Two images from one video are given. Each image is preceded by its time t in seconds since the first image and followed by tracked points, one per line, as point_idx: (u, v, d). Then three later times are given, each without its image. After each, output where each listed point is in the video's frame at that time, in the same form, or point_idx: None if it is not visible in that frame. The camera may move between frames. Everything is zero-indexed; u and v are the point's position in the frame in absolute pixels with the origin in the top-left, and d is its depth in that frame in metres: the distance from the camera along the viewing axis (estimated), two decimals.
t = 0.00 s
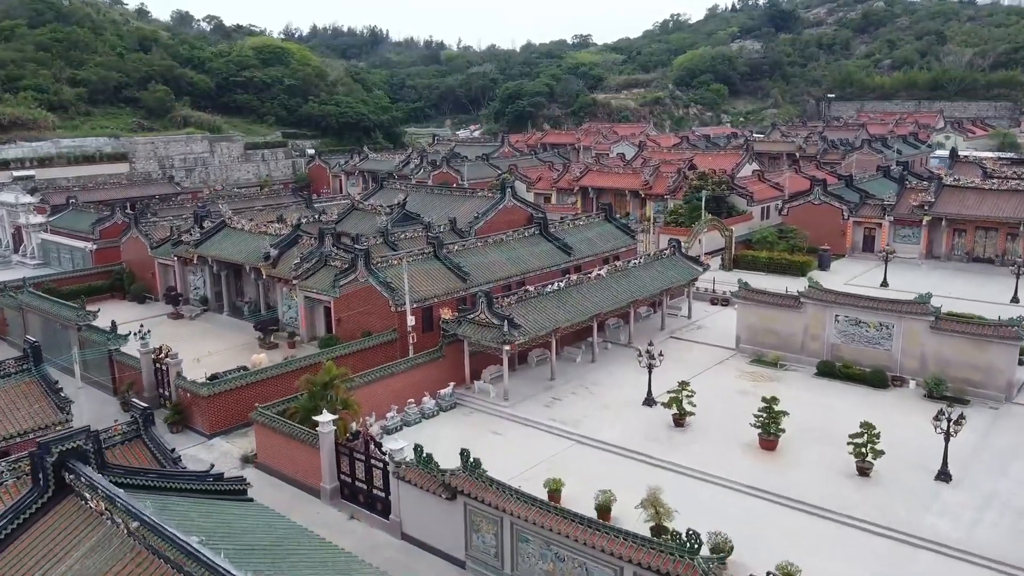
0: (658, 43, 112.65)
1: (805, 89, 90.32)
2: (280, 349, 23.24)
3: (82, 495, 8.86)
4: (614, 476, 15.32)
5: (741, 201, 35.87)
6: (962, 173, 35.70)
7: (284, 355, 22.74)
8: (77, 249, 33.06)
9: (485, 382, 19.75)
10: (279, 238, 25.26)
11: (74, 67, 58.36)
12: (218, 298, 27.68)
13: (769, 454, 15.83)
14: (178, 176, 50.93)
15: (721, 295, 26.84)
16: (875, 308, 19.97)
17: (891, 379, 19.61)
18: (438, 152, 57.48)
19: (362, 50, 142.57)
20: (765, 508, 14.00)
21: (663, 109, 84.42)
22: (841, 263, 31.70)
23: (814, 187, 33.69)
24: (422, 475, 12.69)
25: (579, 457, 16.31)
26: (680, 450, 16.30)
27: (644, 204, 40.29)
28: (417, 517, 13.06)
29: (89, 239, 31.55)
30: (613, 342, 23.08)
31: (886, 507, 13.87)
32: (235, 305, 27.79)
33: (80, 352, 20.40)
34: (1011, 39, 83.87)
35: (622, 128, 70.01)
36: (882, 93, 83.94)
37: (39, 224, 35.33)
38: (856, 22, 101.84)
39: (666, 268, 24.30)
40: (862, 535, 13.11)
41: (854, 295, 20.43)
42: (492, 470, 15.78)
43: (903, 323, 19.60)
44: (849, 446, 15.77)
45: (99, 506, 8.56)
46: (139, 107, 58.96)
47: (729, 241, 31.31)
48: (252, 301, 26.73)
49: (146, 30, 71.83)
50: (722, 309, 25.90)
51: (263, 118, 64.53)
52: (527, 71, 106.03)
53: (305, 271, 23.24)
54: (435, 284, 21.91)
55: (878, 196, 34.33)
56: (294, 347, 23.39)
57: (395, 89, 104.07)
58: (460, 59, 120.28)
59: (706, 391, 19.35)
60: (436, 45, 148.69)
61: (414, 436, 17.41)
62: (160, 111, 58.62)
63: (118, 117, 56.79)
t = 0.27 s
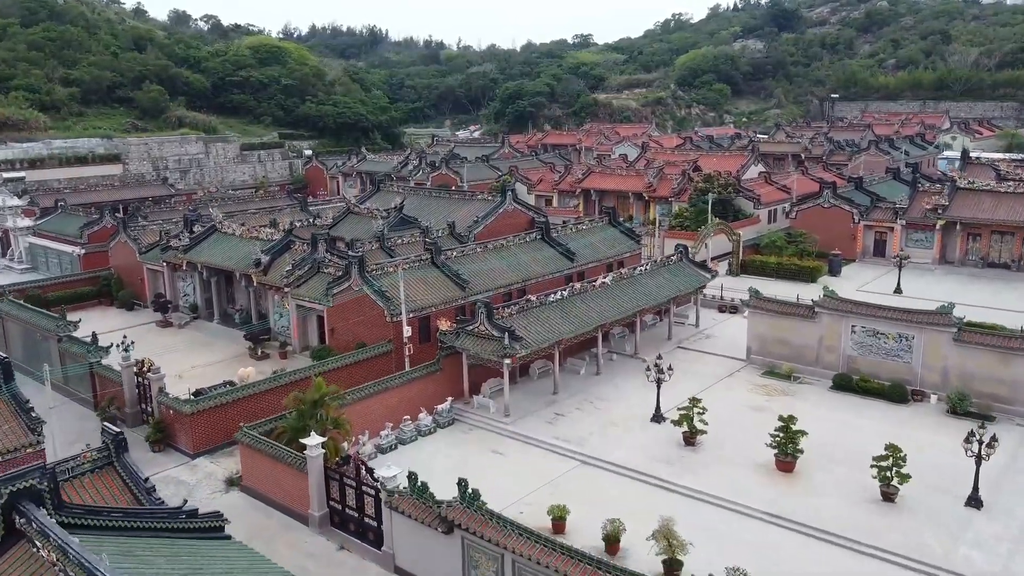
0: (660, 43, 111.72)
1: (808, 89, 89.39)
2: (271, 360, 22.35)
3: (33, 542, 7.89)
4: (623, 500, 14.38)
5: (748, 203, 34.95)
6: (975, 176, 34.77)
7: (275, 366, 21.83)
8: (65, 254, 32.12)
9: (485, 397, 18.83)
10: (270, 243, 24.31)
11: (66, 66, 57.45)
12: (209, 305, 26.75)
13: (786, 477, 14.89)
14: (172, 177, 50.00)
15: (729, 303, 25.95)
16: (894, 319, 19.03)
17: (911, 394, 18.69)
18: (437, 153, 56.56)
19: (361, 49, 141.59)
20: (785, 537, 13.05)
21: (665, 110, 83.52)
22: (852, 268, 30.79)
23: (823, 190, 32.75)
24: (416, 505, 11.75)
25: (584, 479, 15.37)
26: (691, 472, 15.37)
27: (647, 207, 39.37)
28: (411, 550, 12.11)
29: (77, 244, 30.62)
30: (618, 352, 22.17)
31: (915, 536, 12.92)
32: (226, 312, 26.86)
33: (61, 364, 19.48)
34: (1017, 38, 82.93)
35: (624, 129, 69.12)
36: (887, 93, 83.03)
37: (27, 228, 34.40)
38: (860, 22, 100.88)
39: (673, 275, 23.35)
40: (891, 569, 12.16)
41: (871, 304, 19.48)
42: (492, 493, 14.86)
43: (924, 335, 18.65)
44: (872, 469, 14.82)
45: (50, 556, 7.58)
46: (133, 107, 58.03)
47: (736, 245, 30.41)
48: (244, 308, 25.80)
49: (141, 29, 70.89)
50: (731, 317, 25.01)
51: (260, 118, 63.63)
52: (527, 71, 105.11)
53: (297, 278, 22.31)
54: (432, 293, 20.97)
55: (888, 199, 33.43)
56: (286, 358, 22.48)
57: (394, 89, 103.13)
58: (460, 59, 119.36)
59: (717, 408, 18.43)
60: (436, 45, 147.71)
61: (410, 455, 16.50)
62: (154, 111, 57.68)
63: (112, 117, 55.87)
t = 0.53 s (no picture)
0: (661, 43, 110.81)
1: (812, 88, 88.45)
2: (262, 372, 21.43)
3: None
4: (632, 529, 13.46)
5: (755, 206, 34.03)
6: (989, 178, 33.86)
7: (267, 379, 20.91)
8: (52, 258, 31.14)
9: (485, 412, 17.91)
10: (261, 248, 23.36)
11: (59, 66, 56.50)
12: (198, 313, 25.81)
13: (806, 503, 13.97)
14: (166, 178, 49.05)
15: (738, 311, 25.06)
16: (915, 330, 18.08)
17: (933, 409, 17.76)
18: (436, 154, 55.61)
19: (360, 49, 140.62)
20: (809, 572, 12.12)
21: (667, 110, 82.61)
22: (864, 274, 29.88)
23: (833, 193, 31.80)
24: (411, 540, 10.82)
25: (591, 503, 14.45)
26: (705, 495, 14.46)
27: (651, 209, 38.47)
28: None
29: (64, 248, 29.65)
30: (624, 364, 21.25)
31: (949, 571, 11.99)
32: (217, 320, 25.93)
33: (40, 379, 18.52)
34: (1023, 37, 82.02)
35: (626, 129, 68.20)
36: (891, 92, 82.14)
37: (14, 231, 33.44)
38: (863, 21, 99.95)
39: (681, 282, 22.40)
40: None
41: (891, 315, 18.54)
42: (493, 517, 13.95)
43: (946, 348, 17.72)
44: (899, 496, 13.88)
45: None
46: (127, 107, 57.06)
47: (745, 249, 29.48)
48: (234, 316, 24.87)
49: (136, 28, 69.91)
50: (741, 326, 24.11)
51: (257, 118, 62.72)
52: (528, 70, 104.16)
53: (289, 286, 21.39)
54: (429, 302, 20.05)
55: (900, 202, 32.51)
56: (278, 369, 21.54)
57: (393, 88, 102.17)
58: (460, 58, 118.44)
59: (730, 425, 17.52)
60: (436, 45, 146.77)
61: (407, 475, 15.61)
62: (149, 111, 56.72)
63: (106, 117, 54.91)
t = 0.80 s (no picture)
0: (663, 42, 109.87)
1: (816, 88, 87.52)
2: (253, 385, 20.50)
3: None
4: (644, 561, 12.50)
5: (762, 209, 33.11)
6: (1003, 180, 32.93)
7: (256, 392, 19.99)
8: (39, 263, 30.19)
9: (485, 430, 16.98)
10: (251, 255, 22.41)
11: (52, 65, 55.57)
12: (187, 321, 24.89)
13: (830, 533, 13.02)
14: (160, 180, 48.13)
15: (748, 320, 24.16)
16: (939, 343, 17.11)
17: (958, 427, 16.82)
18: (435, 155, 54.69)
19: (359, 49, 139.70)
20: None
21: (670, 110, 81.69)
22: (876, 279, 28.95)
23: (843, 196, 30.87)
24: None
25: (599, 531, 13.51)
26: (721, 523, 13.52)
27: (655, 212, 37.56)
28: None
29: (51, 253, 28.71)
30: (630, 377, 20.33)
31: None
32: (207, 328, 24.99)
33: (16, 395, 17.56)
34: None
35: (628, 130, 67.27)
36: (896, 93, 81.24)
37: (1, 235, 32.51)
38: (867, 20, 98.99)
39: (689, 290, 21.45)
40: None
41: (912, 326, 17.58)
42: (494, 547, 13.01)
43: (973, 362, 16.75)
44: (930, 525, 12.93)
45: None
46: (121, 108, 56.10)
47: (754, 254, 28.56)
48: (225, 325, 23.96)
49: (132, 27, 68.97)
50: (751, 336, 23.18)
51: (253, 119, 61.81)
52: (528, 70, 103.25)
53: (280, 295, 20.45)
54: (426, 313, 19.11)
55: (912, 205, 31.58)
56: (268, 382, 20.61)
57: (393, 88, 101.22)
58: (460, 58, 117.54)
59: (744, 445, 16.60)
60: (436, 44, 145.84)
61: (402, 499, 14.67)
62: (143, 111, 55.77)
63: (99, 118, 53.97)
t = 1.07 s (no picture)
0: (665, 42, 108.95)
1: (819, 88, 86.61)
2: (242, 400, 19.55)
3: None
4: None
5: (770, 212, 32.18)
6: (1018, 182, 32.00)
7: (245, 408, 19.05)
8: (24, 268, 29.24)
9: (484, 450, 16.03)
10: (241, 262, 21.45)
11: (44, 65, 54.67)
12: (175, 330, 23.97)
13: (856, 567, 12.08)
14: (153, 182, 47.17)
15: (759, 330, 23.26)
16: (965, 357, 16.15)
17: (985, 446, 15.90)
18: (434, 155, 53.76)
19: (358, 48, 138.72)
20: None
21: (672, 110, 80.80)
22: (889, 286, 28.02)
23: (855, 199, 29.92)
24: None
25: (607, 564, 12.56)
26: (738, 554, 12.58)
27: (660, 215, 36.65)
28: None
29: (37, 258, 27.75)
30: (637, 391, 19.41)
31: None
32: (196, 337, 24.06)
33: None
34: None
35: (630, 130, 66.36)
36: (901, 92, 80.35)
37: None
38: (871, 19, 98.08)
39: (698, 299, 20.48)
40: None
41: (937, 339, 16.62)
42: None
43: (1001, 377, 15.81)
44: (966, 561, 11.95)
45: None
46: (115, 108, 55.16)
47: (763, 259, 27.64)
48: (214, 334, 23.04)
49: (126, 26, 68.02)
50: (762, 347, 22.26)
51: (250, 119, 60.93)
52: (529, 70, 102.32)
53: (270, 304, 19.51)
54: (423, 324, 18.15)
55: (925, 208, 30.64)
56: (258, 396, 19.69)
57: (392, 88, 100.31)
58: (459, 58, 116.62)
59: (759, 467, 15.66)
60: (435, 44, 144.90)
61: (396, 526, 13.73)
62: (137, 111, 54.82)
63: (92, 118, 53.06)
